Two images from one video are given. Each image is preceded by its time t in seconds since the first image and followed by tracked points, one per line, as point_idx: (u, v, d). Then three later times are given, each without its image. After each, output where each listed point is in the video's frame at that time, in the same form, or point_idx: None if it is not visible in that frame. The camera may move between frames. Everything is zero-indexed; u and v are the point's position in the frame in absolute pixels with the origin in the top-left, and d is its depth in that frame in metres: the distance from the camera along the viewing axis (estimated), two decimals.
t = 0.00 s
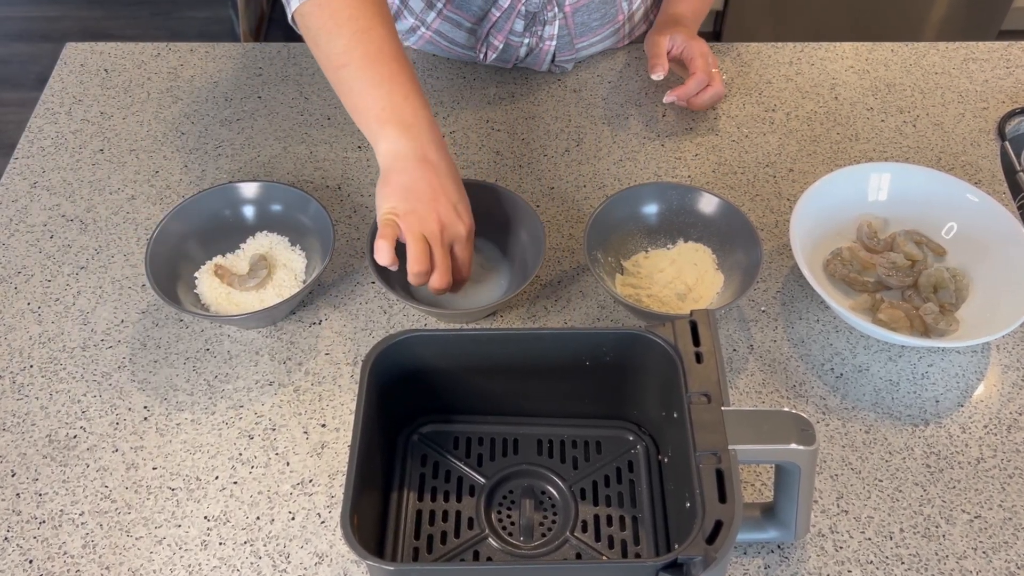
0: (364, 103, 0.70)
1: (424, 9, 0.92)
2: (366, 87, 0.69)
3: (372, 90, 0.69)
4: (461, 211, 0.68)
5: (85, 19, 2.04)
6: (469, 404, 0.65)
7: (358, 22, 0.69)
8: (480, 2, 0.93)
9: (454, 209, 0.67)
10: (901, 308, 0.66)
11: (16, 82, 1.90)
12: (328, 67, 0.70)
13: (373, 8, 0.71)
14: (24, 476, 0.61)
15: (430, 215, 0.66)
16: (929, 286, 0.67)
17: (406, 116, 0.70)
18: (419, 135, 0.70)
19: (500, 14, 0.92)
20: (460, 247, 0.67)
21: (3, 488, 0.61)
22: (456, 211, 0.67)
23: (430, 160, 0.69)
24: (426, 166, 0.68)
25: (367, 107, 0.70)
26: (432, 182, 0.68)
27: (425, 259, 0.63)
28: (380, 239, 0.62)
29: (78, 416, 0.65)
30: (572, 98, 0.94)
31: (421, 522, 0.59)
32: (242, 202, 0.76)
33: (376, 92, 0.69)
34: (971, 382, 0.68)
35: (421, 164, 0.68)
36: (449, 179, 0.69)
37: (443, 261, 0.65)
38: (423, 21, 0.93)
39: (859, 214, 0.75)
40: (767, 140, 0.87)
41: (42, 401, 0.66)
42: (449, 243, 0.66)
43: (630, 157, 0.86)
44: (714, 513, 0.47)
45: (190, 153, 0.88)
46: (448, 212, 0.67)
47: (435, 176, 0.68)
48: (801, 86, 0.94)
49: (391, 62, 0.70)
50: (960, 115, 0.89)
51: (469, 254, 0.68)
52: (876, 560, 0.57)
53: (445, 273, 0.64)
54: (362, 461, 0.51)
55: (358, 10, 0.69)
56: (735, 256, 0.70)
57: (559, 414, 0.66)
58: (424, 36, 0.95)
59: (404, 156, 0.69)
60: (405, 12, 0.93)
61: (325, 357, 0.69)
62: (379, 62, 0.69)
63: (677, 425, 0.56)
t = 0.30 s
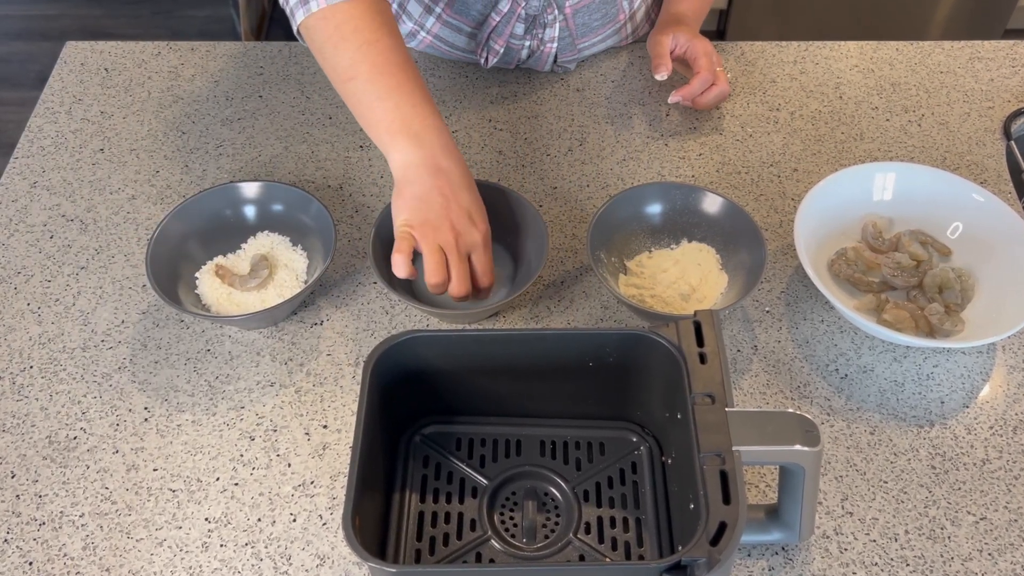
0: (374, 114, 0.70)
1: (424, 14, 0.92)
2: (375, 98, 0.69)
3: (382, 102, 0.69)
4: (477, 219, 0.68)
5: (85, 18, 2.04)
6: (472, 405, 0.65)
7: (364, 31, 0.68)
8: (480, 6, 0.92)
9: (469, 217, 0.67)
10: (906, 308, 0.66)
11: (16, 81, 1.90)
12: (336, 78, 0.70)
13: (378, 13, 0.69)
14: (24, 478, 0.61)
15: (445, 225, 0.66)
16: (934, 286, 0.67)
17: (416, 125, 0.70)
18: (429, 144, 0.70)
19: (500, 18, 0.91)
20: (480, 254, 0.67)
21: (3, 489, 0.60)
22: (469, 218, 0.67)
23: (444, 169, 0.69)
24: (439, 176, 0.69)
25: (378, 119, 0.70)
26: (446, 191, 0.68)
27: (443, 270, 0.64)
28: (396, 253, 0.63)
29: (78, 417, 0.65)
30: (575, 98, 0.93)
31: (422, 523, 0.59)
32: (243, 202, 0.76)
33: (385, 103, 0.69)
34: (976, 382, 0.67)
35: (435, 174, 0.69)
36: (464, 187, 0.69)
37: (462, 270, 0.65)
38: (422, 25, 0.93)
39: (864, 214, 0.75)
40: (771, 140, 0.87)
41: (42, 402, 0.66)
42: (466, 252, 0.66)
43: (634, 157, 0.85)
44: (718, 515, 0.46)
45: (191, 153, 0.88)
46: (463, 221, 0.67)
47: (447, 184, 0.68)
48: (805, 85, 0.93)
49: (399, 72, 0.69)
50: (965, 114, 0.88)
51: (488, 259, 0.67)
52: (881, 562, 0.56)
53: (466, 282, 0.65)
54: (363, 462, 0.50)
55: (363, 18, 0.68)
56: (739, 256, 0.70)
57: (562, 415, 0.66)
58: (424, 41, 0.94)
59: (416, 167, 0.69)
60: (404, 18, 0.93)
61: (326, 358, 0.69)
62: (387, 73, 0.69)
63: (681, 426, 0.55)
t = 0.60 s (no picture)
0: (380, 121, 0.69)
1: (426, 18, 0.90)
2: (382, 105, 0.69)
3: (388, 109, 0.69)
4: (487, 224, 0.67)
5: (86, 17, 2.03)
6: (475, 406, 0.65)
7: (369, 37, 0.67)
8: (483, 9, 0.91)
9: (479, 224, 0.67)
10: (912, 309, 0.66)
11: (15, 80, 1.89)
12: (341, 85, 0.69)
13: (382, 19, 0.69)
14: (24, 479, 0.60)
15: (455, 232, 0.66)
16: (940, 286, 0.67)
17: (423, 131, 0.69)
18: (437, 150, 0.69)
19: (504, 21, 0.90)
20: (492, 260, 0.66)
21: (3, 491, 0.60)
22: (480, 224, 0.67)
23: (452, 174, 0.69)
24: (448, 182, 0.68)
25: (385, 125, 0.69)
26: (454, 197, 0.67)
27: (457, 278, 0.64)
28: (407, 260, 0.63)
29: (78, 418, 0.64)
30: (578, 97, 0.93)
31: (425, 525, 0.58)
32: (244, 202, 0.75)
33: (392, 110, 0.69)
34: (982, 384, 0.67)
35: (443, 180, 0.68)
36: (473, 192, 0.69)
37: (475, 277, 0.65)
38: (424, 28, 0.91)
39: (869, 213, 0.75)
40: (775, 139, 0.87)
41: (42, 403, 0.65)
42: (478, 258, 0.66)
43: (637, 156, 0.85)
44: (722, 517, 0.46)
45: (191, 153, 0.87)
46: (473, 227, 0.67)
47: (457, 189, 0.68)
48: (809, 84, 0.93)
49: (405, 78, 0.69)
50: (971, 113, 0.88)
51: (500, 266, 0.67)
52: (886, 564, 0.56)
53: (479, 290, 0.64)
54: (365, 463, 0.50)
55: (368, 24, 0.67)
56: (743, 257, 0.69)
57: (566, 417, 0.65)
58: (426, 42, 0.94)
59: (424, 174, 0.68)
60: (405, 20, 0.91)
61: (328, 359, 0.69)
62: (393, 79, 0.68)
63: (685, 428, 0.55)
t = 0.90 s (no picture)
0: (380, 121, 0.69)
1: (429, 17, 0.90)
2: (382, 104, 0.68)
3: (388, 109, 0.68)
4: (486, 227, 0.67)
5: (87, 16, 2.03)
6: (478, 408, 0.64)
7: (371, 36, 0.67)
8: (486, 9, 0.90)
9: (478, 226, 0.67)
10: (917, 309, 0.65)
11: (16, 80, 1.89)
12: (341, 84, 0.69)
13: (384, 18, 0.68)
14: (24, 481, 0.60)
15: (454, 234, 0.65)
16: (945, 287, 0.66)
17: (423, 131, 0.69)
18: (437, 150, 0.69)
19: (507, 21, 0.89)
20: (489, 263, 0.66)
21: (3, 492, 0.59)
22: (479, 227, 0.66)
23: (452, 175, 0.68)
24: (447, 183, 0.68)
25: (384, 125, 0.69)
26: (454, 198, 0.67)
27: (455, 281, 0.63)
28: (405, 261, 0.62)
29: (79, 419, 0.64)
30: (582, 97, 0.93)
31: (427, 527, 0.58)
32: (245, 202, 0.75)
33: (392, 109, 0.68)
34: (988, 385, 0.66)
35: (443, 181, 0.68)
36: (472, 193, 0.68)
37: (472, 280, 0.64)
38: (427, 27, 0.91)
39: (874, 213, 0.74)
40: (780, 138, 0.86)
41: (42, 404, 0.65)
42: (475, 261, 0.65)
43: (641, 156, 0.85)
44: (726, 518, 0.45)
45: (193, 152, 0.87)
46: (472, 229, 0.66)
47: (456, 190, 0.67)
48: (814, 84, 0.93)
49: (406, 78, 0.69)
50: (977, 113, 0.88)
51: (496, 269, 0.67)
52: (892, 566, 0.56)
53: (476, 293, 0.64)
54: (367, 464, 0.50)
55: (371, 24, 0.67)
56: (747, 258, 0.69)
57: (569, 418, 0.65)
58: (429, 42, 0.93)
59: (423, 174, 0.68)
60: (407, 19, 0.90)
61: (330, 359, 0.68)
62: (394, 79, 0.68)
63: (689, 429, 0.54)
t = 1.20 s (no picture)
0: (357, 94, 0.68)
1: (431, 15, 0.90)
2: (357, 76, 0.67)
3: (363, 80, 0.67)
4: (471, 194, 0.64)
5: (87, 15, 2.03)
6: (482, 409, 0.64)
7: (344, 15, 0.68)
8: (489, 8, 0.91)
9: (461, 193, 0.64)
10: (922, 310, 0.65)
11: (16, 80, 1.88)
12: (320, 63, 0.69)
13: None
14: (24, 482, 0.60)
15: (436, 202, 0.62)
16: (950, 287, 0.66)
17: (399, 102, 0.67)
18: (415, 120, 0.67)
19: (510, 19, 0.89)
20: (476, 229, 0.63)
21: (3, 494, 0.59)
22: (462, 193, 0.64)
23: (430, 143, 0.66)
24: (426, 150, 0.65)
25: (361, 98, 0.68)
26: (434, 167, 0.64)
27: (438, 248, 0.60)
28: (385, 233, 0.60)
29: (79, 420, 0.64)
30: (585, 96, 0.92)
31: (430, 529, 0.57)
32: (247, 202, 0.75)
33: (368, 82, 0.67)
34: (993, 385, 0.66)
35: (420, 148, 0.65)
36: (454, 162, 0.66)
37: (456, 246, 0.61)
38: (430, 26, 0.91)
39: (879, 213, 0.74)
40: (784, 138, 0.86)
41: (42, 405, 0.65)
42: (460, 227, 0.62)
43: (645, 156, 0.84)
44: (730, 520, 0.45)
45: (194, 152, 0.86)
46: (454, 196, 0.63)
47: (435, 157, 0.65)
48: (819, 83, 0.92)
49: (382, 52, 0.68)
50: (982, 112, 0.87)
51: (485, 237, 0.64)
52: (897, 568, 0.55)
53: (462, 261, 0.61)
54: (369, 465, 0.49)
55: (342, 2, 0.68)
56: (751, 258, 0.69)
57: (573, 419, 0.65)
58: (432, 40, 0.93)
59: (401, 144, 0.66)
60: (410, 18, 0.91)
61: (332, 360, 0.68)
62: (368, 52, 0.68)
63: (693, 430, 0.54)
